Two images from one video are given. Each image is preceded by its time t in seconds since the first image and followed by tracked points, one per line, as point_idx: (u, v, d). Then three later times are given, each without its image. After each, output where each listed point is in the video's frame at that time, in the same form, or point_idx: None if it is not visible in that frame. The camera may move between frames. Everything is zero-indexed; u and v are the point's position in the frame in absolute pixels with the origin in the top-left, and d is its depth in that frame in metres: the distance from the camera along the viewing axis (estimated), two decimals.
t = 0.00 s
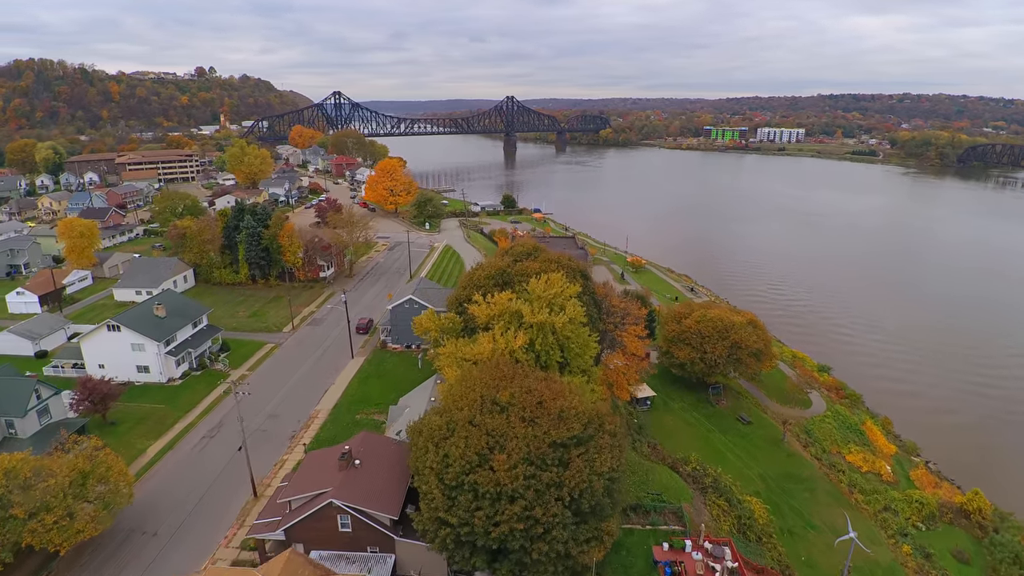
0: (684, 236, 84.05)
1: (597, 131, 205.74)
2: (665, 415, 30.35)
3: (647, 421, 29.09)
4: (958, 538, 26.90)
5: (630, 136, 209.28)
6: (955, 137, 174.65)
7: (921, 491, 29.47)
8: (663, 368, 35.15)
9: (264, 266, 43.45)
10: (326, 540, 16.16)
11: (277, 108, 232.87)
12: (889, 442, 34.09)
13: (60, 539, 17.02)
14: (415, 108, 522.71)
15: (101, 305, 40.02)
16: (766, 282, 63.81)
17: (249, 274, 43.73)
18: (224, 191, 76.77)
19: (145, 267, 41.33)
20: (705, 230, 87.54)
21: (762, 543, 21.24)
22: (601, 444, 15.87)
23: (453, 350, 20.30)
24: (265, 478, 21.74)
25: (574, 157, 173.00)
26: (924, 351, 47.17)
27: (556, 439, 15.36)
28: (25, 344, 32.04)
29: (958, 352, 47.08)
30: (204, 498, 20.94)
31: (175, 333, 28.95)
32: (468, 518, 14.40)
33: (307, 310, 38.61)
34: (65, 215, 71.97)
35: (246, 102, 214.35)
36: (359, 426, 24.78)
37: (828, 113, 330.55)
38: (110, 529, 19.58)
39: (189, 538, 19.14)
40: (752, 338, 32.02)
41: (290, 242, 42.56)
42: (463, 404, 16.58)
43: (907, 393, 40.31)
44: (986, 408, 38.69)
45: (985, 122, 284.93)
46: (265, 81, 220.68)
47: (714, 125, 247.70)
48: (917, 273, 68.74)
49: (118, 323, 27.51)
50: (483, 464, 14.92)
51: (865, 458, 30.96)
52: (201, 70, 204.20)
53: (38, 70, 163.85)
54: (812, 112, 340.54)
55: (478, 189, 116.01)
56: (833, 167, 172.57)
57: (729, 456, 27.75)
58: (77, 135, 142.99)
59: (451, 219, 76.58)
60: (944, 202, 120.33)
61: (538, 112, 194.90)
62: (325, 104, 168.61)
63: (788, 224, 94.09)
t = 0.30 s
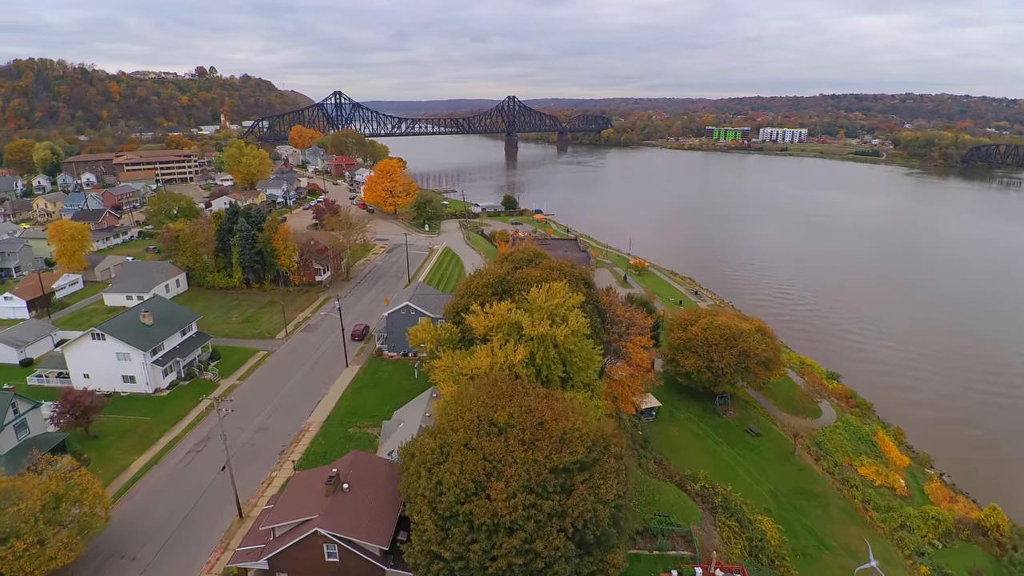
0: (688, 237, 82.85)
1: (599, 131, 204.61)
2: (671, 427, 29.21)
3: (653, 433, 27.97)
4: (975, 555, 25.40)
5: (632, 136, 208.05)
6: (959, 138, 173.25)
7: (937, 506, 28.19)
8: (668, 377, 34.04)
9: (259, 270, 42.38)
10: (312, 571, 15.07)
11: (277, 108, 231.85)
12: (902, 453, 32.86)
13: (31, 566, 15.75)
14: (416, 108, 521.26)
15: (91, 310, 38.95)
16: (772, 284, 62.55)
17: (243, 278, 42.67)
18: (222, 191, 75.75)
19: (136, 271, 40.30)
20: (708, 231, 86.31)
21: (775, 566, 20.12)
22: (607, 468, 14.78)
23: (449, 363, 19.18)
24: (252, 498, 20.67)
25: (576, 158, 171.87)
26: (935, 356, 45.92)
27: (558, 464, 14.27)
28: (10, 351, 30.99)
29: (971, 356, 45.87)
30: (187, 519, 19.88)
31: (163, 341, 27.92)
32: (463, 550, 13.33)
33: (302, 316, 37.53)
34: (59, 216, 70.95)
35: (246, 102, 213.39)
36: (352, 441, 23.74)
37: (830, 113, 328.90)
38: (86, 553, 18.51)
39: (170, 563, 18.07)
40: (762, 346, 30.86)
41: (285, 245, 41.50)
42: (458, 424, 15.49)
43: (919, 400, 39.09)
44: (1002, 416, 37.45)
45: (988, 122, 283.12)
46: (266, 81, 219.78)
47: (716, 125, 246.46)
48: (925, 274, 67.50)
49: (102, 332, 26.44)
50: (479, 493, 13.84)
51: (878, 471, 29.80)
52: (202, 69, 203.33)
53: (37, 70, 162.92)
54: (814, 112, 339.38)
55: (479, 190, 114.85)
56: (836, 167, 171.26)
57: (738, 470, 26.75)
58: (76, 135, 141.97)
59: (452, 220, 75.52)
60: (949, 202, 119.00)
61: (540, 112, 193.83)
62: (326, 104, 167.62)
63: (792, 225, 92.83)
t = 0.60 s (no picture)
0: (692, 237, 81.72)
1: (600, 131, 203.58)
2: (677, 439, 28.14)
3: (658, 447, 26.92)
4: None
5: (634, 136, 206.93)
6: (962, 138, 171.82)
7: (952, 522, 26.85)
8: (674, 386, 32.95)
9: (252, 274, 41.29)
10: None
11: (278, 108, 230.96)
12: (916, 465, 31.60)
13: None
14: (417, 108, 520.31)
15: (79, 316, 37.93)
16: (778, 284, 61.31)
17: (236, 282, 41.63)
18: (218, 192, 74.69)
19: (126, 275, 39.29)
20: (711, 231, 85.10)
21: None
22: (613, 497, 13.70)
23: (444, 378, 18.10)
24: (236, 520, 19.58)
25: (577, 158, 170.70)
26: (945, 359, 44.75)
27: (560, 494, 13.20)
28: None
29: (981, 360, 44.68)
30: (166, 542, 18.77)
31: (148, 351, 26.88)
32: None
33: (296, 322, 36.44)
34: (54, 218, 69.99)
35: (247, 102, 212.54)
36: (344, 457, 22.66)
37: (833, 113, 327.42)
38: None
39: None
40: (771, 355, 29.71)
41: (279, 248, 40.46)
42: (452, 448, 14.32)
43: (928, 406, 38.05)
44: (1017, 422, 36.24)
45: (990, 122, 281.35)
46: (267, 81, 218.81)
47: (718, 125, 245.19)
48: (931, 275, 66.33)
49: (85, 341, 25.40)
50: (474, 528, 12.76)
51: (891, 485, 28.63)
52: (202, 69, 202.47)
53: (37, 70, 162.08)
54: (816, 112, 337.50)
55: (480, 190, 113.76)
56: (839, 167, 169.90)
57: (747, 487, 25.67)
58: (75, 135, 140.97)
59: (452, 222, 74.44)
60: (953, 203, 117.60)
61: (541, 112, 192.62)
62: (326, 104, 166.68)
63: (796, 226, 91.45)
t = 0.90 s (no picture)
0: (696, 238, 80.48)
1: (603, 131, 202.37)
2: (684, 454, 27.08)
3: (665, 462, 25.87)
4: None
5: (636, 137, 205.61)
6: (967, 138, 170.22)
7: (970, 541, 25.51)
8: (680, 396, 31.89)
9: (246, 279, 40.30)
10: None
11: (280, 108, 230.05)
12: (931, 479, 30.33)
13: None
14: (419, 109, 519.46)
15: (69, 322, 36.94)
16: (783, 286, 60.09)
17: (230, 287, 40.64)
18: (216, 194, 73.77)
19: (117, 280, 38.33)
20: (715, 232, 83.83)
21: None
22: (620, 531, 12.68)
23: (439, 396, 17.04)
24: (220, 544, 18.55)
25: (579, 158, 169.54)
26: (958, 365, 43.49)
27: (562, 530, 12.17)
28: None
29: (995, 366, 43.43)
30: (146, 567, 17.77)
31: (134, 361, 25.85)
32: None
33: (290, 329, 35.42)
34: (50, 219, 69.18)
35: (248, 102, 211.62)
36: (335, 475, 21.65)
37: (836, 113, 325.45)
38: None
39: None
40: (781, 366, 28.58)
41: (273, 252, 39.41)
42: (446, 476, 13.28)
43: (941, 415, 36.82)
44: None
45: (994, 123, 279.48)
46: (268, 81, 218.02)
47: (721, 125, 243.72)
48: (939, 277, 64.99)
49: (68, 352, 24.38)
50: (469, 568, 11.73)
51: (906, 501, 27.39)
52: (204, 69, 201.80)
53: (38, 70, 161.45)
54: (819, 112, 335.71)
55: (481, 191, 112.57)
56: (843, 168, 168.46)
57: (756, 505, 24.55)
58: (74, 136, 140.17)
59: (452, 224, 73.32)
60: (959, 204, 116.04)
61: (543, 112, 191.49)
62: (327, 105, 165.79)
63: (802, 227, 90.10)
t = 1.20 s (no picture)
0: (699, 240, 79.46)
1: (604, 132, 201.48)
2: (689, 468, 26.15)
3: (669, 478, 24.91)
4: None
5: (637, 137, 204.73)
6: (971, 139, 169.10)
7: (986, 560, 24.30)
8: (685, 406, 30.95)
9: (239, 283, 39.35)
10: None
11: (280, 108, 229.32)
12: (944, 492, 29.17)
13: None
14: (421, 109, 519.32)
15: (58, 328, 36.05)
16: (788, 288, 58.98)
17: (223, 293, 39.70)
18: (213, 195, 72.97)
19: (108, 285, 37.43)
20: (719, 233, 82.69)
21: None
22: (625, 569, 11.73)
23: (433, 415, 16.13)
24: (202, 569, 17.59)
25: (580, 159, 168.69)
26: (968, 368, 42.36)
27: (563, 569, 11.21)
28: None
29: (1007, 369, 42.27)
30: None
31: (119, 372, 24.96)
32: None
33: (283, 336, 34.48)
34: (45, 222, 68.38)
35: (249, 102, 210.90)
36: (326, 494, 20.72)
37: (838, 114, 324.22)
38: None
39: None
40: (791, 376, 27.62)
41: (266, 257, 38.45)
42: (439, 507, 12.30)
43: (953, 421, 35.69)
44: None
45: (996, 123, 278.37)
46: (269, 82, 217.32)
47: (723, 126, 242.65)
48: (947, 278, 63.78)
49: (49, 363, 23.49)
50: None
51: (919, 516, 26.27)
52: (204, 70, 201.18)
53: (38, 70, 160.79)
54: (821, 113, 334.59)
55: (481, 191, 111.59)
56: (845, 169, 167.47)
57: (766, 523, 23.59)
58: (74, 136, 139.41)
59: (451, 226, 72.38)
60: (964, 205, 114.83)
61: (544, 112, 190.60)
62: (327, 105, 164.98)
63: (805, 228, 88.99)
